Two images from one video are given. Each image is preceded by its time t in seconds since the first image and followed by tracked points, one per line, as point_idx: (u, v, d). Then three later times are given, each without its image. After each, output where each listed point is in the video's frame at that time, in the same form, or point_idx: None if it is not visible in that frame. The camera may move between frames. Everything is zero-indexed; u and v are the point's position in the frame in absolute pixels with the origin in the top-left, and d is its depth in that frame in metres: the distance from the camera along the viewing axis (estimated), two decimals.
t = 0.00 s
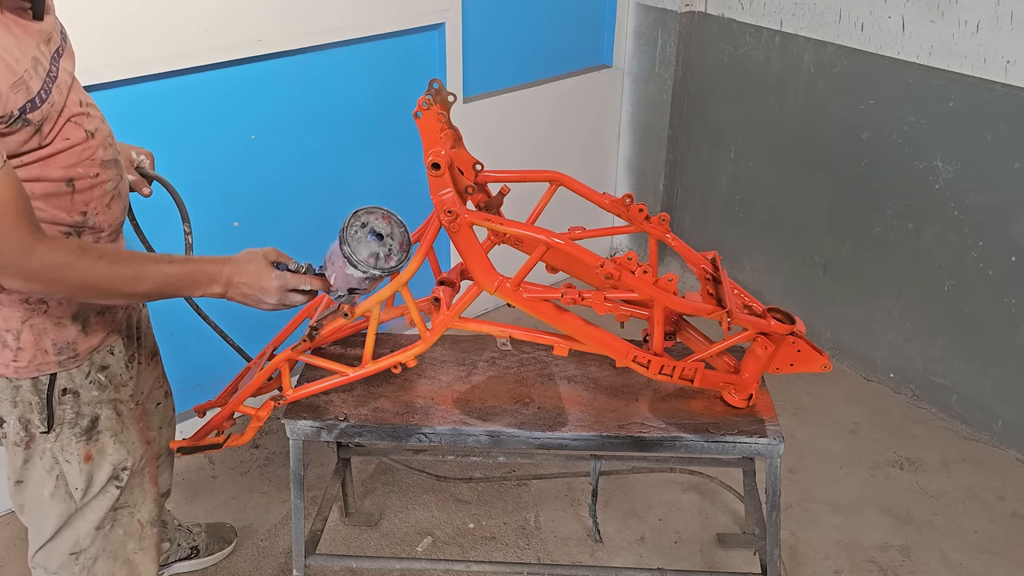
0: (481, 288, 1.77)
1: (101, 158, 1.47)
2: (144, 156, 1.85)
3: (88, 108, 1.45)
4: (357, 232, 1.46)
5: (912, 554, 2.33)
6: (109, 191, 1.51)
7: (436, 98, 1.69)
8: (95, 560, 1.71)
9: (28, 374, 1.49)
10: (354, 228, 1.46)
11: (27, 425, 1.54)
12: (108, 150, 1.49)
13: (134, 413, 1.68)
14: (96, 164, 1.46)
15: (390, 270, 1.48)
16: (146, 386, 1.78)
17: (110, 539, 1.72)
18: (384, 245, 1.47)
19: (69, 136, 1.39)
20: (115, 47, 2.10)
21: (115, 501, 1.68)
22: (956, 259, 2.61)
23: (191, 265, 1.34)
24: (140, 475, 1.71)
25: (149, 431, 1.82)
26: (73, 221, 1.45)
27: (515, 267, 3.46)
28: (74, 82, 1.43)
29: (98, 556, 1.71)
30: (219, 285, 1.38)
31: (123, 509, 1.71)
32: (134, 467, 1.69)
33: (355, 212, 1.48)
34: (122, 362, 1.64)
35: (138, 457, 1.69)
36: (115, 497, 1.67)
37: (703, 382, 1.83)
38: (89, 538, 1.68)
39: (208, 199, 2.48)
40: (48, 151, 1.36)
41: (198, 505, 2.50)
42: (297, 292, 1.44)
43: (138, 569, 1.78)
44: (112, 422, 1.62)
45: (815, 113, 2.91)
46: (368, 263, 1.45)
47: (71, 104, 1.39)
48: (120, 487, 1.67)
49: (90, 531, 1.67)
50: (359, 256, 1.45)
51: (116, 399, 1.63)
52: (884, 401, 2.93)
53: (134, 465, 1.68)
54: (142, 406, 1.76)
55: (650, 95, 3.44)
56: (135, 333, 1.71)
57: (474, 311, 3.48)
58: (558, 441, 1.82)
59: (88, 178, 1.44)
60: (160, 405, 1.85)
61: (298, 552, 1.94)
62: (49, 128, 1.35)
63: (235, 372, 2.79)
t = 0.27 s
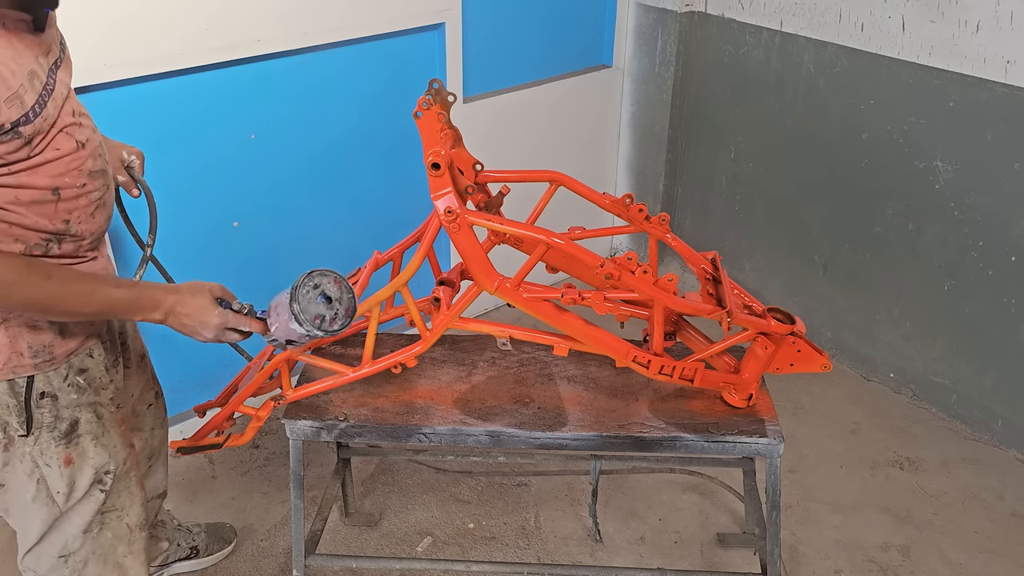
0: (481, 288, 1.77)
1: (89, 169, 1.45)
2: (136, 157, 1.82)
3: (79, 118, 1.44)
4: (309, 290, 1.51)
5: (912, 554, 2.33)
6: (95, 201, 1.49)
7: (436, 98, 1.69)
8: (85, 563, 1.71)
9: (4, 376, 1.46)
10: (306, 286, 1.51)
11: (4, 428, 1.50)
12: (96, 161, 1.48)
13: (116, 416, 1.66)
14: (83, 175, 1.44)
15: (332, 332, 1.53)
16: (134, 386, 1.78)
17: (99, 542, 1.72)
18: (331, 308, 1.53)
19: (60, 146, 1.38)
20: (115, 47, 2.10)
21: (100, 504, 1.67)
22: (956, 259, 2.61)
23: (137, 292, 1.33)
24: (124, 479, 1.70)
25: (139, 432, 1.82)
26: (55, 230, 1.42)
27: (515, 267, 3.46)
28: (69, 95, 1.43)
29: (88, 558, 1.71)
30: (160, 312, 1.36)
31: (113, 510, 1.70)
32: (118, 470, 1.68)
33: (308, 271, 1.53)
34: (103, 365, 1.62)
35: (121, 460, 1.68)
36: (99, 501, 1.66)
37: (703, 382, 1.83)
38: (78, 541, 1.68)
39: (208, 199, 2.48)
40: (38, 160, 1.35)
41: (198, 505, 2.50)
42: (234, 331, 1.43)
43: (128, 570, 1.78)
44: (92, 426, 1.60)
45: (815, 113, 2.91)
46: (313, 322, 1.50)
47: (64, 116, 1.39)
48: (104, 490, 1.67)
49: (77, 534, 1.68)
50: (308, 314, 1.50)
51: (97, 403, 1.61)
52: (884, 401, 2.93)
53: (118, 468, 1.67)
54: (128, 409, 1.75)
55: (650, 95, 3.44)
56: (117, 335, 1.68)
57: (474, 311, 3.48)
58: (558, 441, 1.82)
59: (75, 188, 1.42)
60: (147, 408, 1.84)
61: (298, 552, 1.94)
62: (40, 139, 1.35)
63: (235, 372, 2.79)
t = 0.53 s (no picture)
0: (481, 288, 1.77)
1: (54, 199, 1.48)
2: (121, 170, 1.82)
3: (56, 149, 1.47)
4: (241, 356, 1.56)
5: (912, 554, 2.33)
6: (51, 229, 1.51)
7: (436, 98, 1.69)
8: None
9: None
10: (240, 351, 1.56)
11: None
12: (63, 192, 1.50)
13: (45, 427, 1.56)
14: (46, 204, 1.47)
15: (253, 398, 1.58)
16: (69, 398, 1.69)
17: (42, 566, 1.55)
18: (257, 376, 1.58)
19: (30, 176, 1.42)
20: (115, 47, 2.10)
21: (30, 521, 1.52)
22: (956, 260, 2.61)
23: (75, 320, 1.34)
24: (58, 494, 1.56)
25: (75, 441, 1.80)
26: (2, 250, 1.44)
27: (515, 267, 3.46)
28: (51, 125, 1.47)
29: None
30: (92, 342, 1.38)
31: (46, 527, 1.55)
32: (46, 485, 1.54)
33: (242, 338, 1.59)
34: (32, 374, 1.56)
35: (49, 473, 1.55)
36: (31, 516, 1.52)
37: (703, 381, 1.83)
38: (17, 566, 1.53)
39: (208, 199, 2.48)
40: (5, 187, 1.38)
41: (198, 505, 2.50)
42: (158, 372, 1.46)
43: None
44: (15, 433, 1.50)
45: (815, 113, 2.91)
46: (238, 387, 1.55)
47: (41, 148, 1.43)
48: (32, 506, 1.52)
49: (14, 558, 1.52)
50: (234, 378, 1.55)
51: (21, 410, 1.51)
52: (884, 401, 2.93)
53: (46, 482, 1.54)
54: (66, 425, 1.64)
55: (650, 95, 3.44)
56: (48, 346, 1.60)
57: (474, 311, 3.48)
58: (558, 441, 1.82)
59: (33, 216, 1.45)
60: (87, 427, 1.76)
61: (298, 553, 1.94)
62: (13, 168, 1.38)
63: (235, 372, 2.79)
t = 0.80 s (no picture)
0: (481, 288, 1.77)
1: (13, 188, 1.49)
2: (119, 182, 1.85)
3: (16, 140, 1.49)
4: (185, 343, 1.60)
5: (912, 554, 2.33)
6: (14, 217, 1.52)
7: (436, 98, 1.69)
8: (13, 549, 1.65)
9: None
10: (184, 338, 1.60)
11: None
12: (24, 181, 1.51)
13: (24, 404, 1.60)
14: (6, 193, 1.48)
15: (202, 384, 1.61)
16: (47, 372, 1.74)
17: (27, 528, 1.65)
18: (204, 361, 1.62)
19: None
20: (116, 47, 2.11)
21: (16, 489, 1.61)
22: (955, 260, 2.61)
23: (39, 312, 1.37)
24: (42, 466, 1.63)
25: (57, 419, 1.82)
26: None
27: (515, 267, 3.46)
28: (12, 116, 1.48)
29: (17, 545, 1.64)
30: (56, 336, 1.41)
31: (33, 497, 1.63)
32: (31, 458, 1.61)
33: (187, 325, 1.63)
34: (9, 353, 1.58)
35: (33, 447, 1.62)
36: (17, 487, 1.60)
37: (703, 381, 1.83)
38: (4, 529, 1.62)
39: (208, 199, 2.48)
40: None
41: (198, 505, 2.50)
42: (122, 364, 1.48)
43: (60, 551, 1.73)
44: None
45: (815, 113, 2.91)
46: (183, 372, 1.58)
47: None
48: (19, 477, 1.61)
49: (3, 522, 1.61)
50: (179, 363, 1.58)
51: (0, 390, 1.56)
52: (884, 401, 2.93)
53: (30, 455, 1.61)
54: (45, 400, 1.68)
55: (650, 95, 3.44)
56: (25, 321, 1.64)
57: (474, 311, 3.48)
58: (558, 441, 1.82)
59: None
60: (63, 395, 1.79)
61: (298, 552, 1.94)
62: None
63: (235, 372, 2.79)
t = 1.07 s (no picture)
0: (481, 288, 1.77)
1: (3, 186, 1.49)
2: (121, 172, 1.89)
3: (5, 139, 1.48)
4: (166, 332, 1.55)
5: (912, 554, 2.33)
6: (6, 215, 1.52)
7: (436, 98, 1.69)
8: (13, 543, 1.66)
9: None
10: (164, 328, 1.55)
11: None
12: (14, 180, 1.52)
13: (22, 402, 1.60)
14: None
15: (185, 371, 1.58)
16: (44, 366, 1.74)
17: (26, 523, 1.66)
18: (186, 350, 1.57)
19: None
20: (116, 47, 2.11)
21: (15, 486, 1.62)
22: (955, 260, 2.61)
23: (26, 295, 1.42)
24: (42, 462, 1.64)
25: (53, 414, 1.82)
26: None
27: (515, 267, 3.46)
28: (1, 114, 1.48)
29: (17, 539, 1.66)
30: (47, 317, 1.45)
31: (32, 493, 1.64)
32: (30, 455, 1.62)
33: (171, 313, 1.57)
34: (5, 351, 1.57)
35: (30, 444, 1.62)
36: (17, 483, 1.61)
37: (703, 381, 1.83)
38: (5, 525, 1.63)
39: (207, 199, 2.48)
40: None
41: (198, 505, 2.50)
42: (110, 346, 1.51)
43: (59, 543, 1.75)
44: None
45: (815, 113, 2.91)
46: (164, 362, 1.54)
47: None
48: (18, 474, 1.61)
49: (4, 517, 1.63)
50: (160, 352, 1.54)
51: None
52: (884, 401, 2.93)
53: (28, 451, 1.62)
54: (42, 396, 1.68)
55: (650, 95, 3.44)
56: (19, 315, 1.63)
57: (474, 311, 3.48)
58: (559, 441, 1.82)
59: None
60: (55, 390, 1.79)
61: (298, 552, 1.94)
62: None
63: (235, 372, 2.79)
